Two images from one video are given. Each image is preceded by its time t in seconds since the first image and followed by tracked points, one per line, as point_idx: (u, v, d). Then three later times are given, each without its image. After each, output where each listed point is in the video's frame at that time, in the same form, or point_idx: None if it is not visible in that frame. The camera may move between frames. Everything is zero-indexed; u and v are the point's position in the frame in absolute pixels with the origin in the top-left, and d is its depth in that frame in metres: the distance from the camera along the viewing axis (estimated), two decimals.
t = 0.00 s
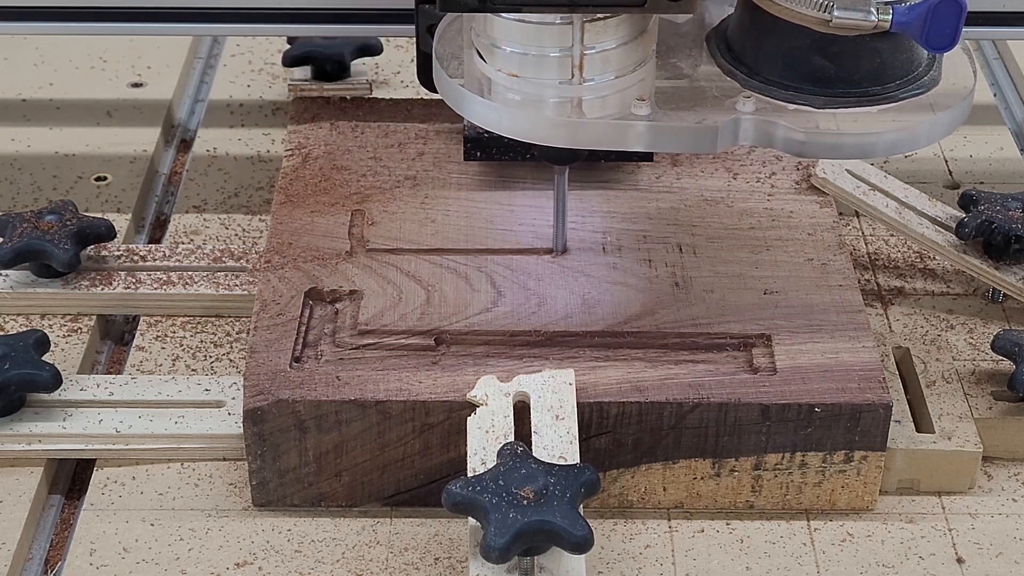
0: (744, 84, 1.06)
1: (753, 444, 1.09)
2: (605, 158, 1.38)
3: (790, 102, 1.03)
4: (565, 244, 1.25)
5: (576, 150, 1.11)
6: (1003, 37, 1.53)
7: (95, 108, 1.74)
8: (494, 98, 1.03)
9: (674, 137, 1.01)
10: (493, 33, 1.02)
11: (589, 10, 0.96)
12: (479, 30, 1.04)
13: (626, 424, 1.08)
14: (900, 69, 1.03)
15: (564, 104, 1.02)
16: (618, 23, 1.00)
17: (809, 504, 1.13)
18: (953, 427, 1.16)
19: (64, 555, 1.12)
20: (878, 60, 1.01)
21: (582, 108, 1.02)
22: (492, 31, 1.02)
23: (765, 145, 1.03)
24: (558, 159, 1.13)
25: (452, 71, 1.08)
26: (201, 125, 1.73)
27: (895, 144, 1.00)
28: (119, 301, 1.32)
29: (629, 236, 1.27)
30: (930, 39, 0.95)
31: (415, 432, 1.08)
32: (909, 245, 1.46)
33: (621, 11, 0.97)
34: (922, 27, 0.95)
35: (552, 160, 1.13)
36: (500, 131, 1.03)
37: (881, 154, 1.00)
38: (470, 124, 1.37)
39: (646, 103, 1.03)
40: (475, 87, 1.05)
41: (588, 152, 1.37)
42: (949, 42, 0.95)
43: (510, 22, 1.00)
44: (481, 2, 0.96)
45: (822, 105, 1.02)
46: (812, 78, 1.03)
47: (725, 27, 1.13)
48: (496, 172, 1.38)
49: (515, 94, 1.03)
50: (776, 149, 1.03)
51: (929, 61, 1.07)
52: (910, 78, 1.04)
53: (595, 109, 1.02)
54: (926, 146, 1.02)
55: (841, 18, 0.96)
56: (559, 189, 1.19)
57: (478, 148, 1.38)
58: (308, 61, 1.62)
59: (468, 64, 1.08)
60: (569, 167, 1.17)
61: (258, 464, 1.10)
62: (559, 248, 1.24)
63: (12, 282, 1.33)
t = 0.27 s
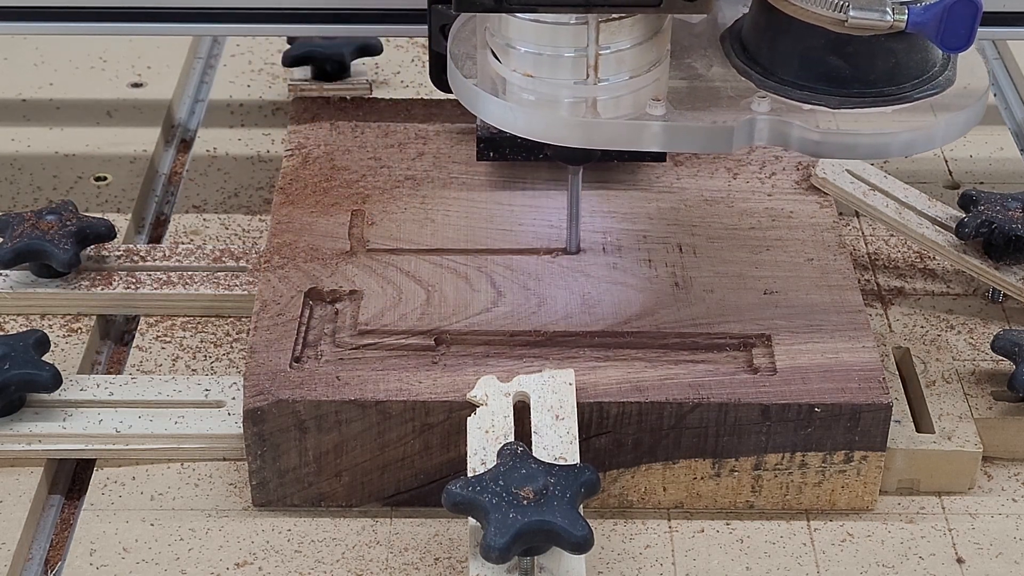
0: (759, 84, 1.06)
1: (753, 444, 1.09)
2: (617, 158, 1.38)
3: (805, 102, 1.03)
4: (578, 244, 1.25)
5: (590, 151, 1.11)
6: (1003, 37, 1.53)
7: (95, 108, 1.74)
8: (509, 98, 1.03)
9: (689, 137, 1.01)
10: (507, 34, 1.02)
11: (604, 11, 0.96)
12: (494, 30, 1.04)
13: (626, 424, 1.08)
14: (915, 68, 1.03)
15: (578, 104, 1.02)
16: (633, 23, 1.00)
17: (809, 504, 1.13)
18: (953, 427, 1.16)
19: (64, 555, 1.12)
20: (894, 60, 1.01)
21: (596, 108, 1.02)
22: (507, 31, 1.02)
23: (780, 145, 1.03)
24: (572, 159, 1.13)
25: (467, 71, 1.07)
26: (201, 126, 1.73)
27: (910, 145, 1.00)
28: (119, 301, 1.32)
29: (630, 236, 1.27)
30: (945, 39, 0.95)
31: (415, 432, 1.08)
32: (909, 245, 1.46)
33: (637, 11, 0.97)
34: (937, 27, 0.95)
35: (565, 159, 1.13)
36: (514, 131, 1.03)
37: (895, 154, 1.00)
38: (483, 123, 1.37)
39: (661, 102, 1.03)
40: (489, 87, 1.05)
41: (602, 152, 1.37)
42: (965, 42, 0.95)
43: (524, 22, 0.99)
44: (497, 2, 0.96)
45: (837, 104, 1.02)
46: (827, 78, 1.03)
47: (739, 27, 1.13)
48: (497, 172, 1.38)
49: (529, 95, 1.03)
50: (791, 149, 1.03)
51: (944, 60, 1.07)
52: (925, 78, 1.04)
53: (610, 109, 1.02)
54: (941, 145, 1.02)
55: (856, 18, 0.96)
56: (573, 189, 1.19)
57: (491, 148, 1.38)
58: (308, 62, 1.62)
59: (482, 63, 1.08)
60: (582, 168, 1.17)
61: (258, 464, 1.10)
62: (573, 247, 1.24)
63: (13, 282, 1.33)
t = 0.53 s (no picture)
0: (774, 83, 1.05)
1: (753, 444, 1.09)
2: (630, 159, 1.38)
3: (819, 101, 1.03)
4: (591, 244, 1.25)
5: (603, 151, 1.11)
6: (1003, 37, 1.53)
7: (95, 108, 1.74)
8: (523, 98, 1.03)
9: (704, 137, 1.02)
10: (522, 34, 1.02)
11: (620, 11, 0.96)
12: (508, 30, 1.04)
13: (626, 424, 1.08)
14: (929, 69, 1.03)
15: (593, 104, 1.03)
16: (648, 23, 1.00)
17: (809, 504, 1.13)
18: (953, 427, 1.16)
19: (64, 555, 1.12)
20: (909, 60, 1.01)
21: (612, 108, 1.02)
22: (521, 32, 1.02)
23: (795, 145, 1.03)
24: (586, 159, 1.13)
25: (482, 70, 1.08)
26: (201, 126, 1.73)
27: (924, 145, 1.00)
28: (119, 301, 1.32)
29: (630, 236, 1.27)
30: (961, 39, 0.95)
31: (415, 432, 1.08)
32: (909, 245, 1.46)
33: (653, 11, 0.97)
34: (953, 27, 0.95)
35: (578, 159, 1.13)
36: (529, 131, 1.04)
37: (910, 154, 1.00)
38: (495, 123, 1.37)
39: (676, 102, 1.03)
40: (504, 87, 1.05)
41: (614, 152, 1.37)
42: (981, 42, 0.95)
43: (539, 22, 1.00)
44: (513, 2, 0.96)
45: (851, 104, 1.02)
46: (842, 78, 1.02)
47: (753, 27, 1.12)
48: (498, 172, 1.37)
49: (544, 94, 1.04)
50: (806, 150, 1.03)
51: (958, 60, 1.06)
52: (940, 78, 1.04)
53: (625, 109, 1.02)
54: (956, 145, 1.02)
55: (872, 18, 0.95)
56: (587, 189, 1.19)
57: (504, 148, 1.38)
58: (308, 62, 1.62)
59: (496, 63, 1.08)
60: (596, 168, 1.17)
61: (258, 464, 1.10)
62: (587, 248, 1.25)
63: (13, 282, 1.33)
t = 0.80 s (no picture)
0: (789, 84, 1.05)
1: (753, 444, 1.09)
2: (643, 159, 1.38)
3: (835, 102, 1.03)
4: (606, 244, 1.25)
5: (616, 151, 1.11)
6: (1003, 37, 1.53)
7: (96, 108, 1.74)
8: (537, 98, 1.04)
9: (721, 137, 1.01)
10: (537, 34, 1.03)
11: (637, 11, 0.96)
12: (523, 31, 1.05)
13: (626, 424, 1.08)
14: (944, 69, 1.03)
15: (608, 104, 1.03)
16: (664, 23, 1.00)
17: (809, 504, 1.13)
18: (953, 427, 1.16)
19: (64, 555, 1.12)
20: (924, 61, 1.01)
21: (626, 108, 1.03)
22: (536, 32, 1.02)
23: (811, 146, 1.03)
24: (601, 159, 1.13)
25: (496, 71, 1.08)
26: (201, 126, 1.73)
27: (938, 145, 1.00)
28: (119, 301, 1.32)
29: (630, 236, 1.27)
30: (976, 39, 0.95)
31: (415, 432, 1.08)
32: (909, 245, 1.46)
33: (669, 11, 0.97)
34: (969, 27, 0.94)
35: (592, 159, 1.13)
36: (543, 132, 1.04)
37: (924, 155, 1.00)
38: (506, 124, 1.37)
39: (691, 103, 1.03)
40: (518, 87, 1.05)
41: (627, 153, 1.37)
42: (996, 41, 0.94)
43: (554, 22, 1.00)
44: (528, 3, 0.96)
45: (866, 105, 1.02)
46: (857, 78, 1.02)
47: (766, 28, 1.12)
48: (498, 172, 1.37)
49: (558, 95, 1.04)
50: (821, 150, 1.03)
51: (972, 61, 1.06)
52: (955, 78, 1.03)
53: (640, 109, 1.03)
54: (971, 145, 1.02)
55: (888, 19, 0.95)
56: (602, 189, 1.19)
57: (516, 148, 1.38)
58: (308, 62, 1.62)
59: (510, 63, 1.08)
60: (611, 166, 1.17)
61: (258, 464, 1.10)
62: (602, 248, 1.25)
63: (13, 282, 1.33)
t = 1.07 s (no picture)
0: (804, 84, 1.06)
1: (753, 444, 1.09)
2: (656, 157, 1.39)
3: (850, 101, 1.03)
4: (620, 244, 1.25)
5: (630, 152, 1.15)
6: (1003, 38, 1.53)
7: (96, 108, 1.74)
8: (554, 96, 1.07)
9: (735, 135, 1.06)
10: (553, 35, 1.07)
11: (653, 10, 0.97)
12: (539, 33, 1.09)
13: (626, 425, 1.08)
14: (959, 69, 1.02)
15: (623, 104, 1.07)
16: (676, 25, 1.06)
17: (809, 504, 1.13)
18: (953, 427, 1.16)
19: (64, 555, 1.12)
20: (939, 61, 1.01)
21: (642, 107, 1.07)
22: (552, 32, 1.07)
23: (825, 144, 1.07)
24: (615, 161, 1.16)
25: (511, 70, 1.11)
26: (201, 126, 1.73)
27: (953, 145, 1.03)
28: (119, 301, 1.32)
29: (630, 236, 1.27)
30: (992, 39, 0.94)
31: (415, 432, 1.08)
32: (909, 245, 1.46)
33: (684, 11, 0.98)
34: (985, 27, 0.94)
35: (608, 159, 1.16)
36: (559, 130, 1.07)
37: (938, 155, 1.03)
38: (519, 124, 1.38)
39: (706, 103, 1.08)
40: (534, 86, 1.08)
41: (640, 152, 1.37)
42: (1011, 42, 0.94)
43: (571, 22, 1.05)
44: (544, 2, 0.97)
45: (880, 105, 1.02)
46: (873, 78, 1.02)
47: (782, 26, 1.12)
48: (499, 173, 1.38)
49: (574, 94, 1.07)
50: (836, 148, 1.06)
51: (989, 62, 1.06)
52: (970, 79, 1.03)
53: (655, 108, 1.07)
54: (987, 144, 1.04)
55: (904, 19, 0.95)
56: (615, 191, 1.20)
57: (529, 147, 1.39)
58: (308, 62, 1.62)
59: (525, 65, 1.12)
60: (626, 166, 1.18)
61: (258, 464, 1.10)
62: (615, 248, 1.25)
63: (13, 282, 1.33)
